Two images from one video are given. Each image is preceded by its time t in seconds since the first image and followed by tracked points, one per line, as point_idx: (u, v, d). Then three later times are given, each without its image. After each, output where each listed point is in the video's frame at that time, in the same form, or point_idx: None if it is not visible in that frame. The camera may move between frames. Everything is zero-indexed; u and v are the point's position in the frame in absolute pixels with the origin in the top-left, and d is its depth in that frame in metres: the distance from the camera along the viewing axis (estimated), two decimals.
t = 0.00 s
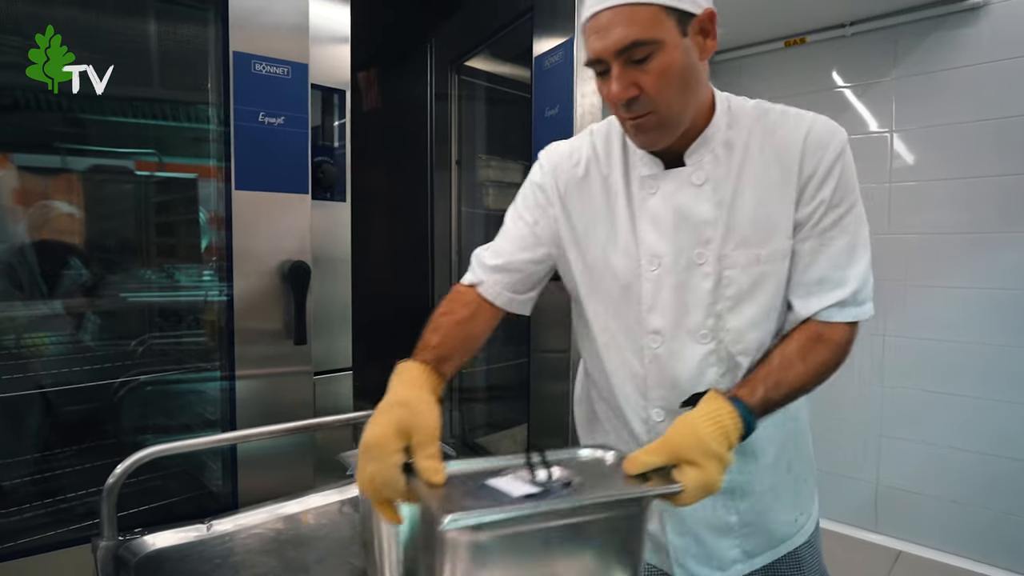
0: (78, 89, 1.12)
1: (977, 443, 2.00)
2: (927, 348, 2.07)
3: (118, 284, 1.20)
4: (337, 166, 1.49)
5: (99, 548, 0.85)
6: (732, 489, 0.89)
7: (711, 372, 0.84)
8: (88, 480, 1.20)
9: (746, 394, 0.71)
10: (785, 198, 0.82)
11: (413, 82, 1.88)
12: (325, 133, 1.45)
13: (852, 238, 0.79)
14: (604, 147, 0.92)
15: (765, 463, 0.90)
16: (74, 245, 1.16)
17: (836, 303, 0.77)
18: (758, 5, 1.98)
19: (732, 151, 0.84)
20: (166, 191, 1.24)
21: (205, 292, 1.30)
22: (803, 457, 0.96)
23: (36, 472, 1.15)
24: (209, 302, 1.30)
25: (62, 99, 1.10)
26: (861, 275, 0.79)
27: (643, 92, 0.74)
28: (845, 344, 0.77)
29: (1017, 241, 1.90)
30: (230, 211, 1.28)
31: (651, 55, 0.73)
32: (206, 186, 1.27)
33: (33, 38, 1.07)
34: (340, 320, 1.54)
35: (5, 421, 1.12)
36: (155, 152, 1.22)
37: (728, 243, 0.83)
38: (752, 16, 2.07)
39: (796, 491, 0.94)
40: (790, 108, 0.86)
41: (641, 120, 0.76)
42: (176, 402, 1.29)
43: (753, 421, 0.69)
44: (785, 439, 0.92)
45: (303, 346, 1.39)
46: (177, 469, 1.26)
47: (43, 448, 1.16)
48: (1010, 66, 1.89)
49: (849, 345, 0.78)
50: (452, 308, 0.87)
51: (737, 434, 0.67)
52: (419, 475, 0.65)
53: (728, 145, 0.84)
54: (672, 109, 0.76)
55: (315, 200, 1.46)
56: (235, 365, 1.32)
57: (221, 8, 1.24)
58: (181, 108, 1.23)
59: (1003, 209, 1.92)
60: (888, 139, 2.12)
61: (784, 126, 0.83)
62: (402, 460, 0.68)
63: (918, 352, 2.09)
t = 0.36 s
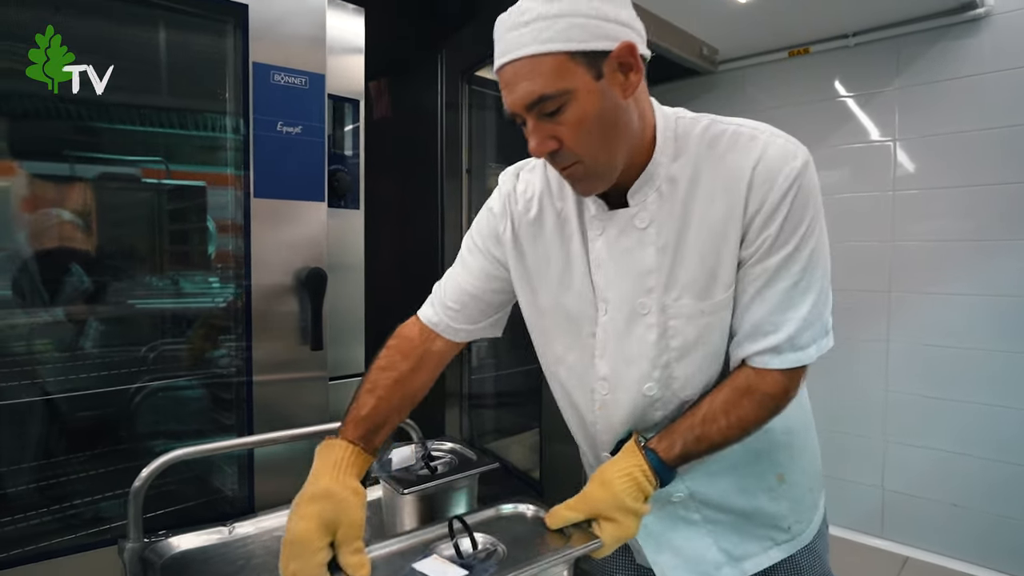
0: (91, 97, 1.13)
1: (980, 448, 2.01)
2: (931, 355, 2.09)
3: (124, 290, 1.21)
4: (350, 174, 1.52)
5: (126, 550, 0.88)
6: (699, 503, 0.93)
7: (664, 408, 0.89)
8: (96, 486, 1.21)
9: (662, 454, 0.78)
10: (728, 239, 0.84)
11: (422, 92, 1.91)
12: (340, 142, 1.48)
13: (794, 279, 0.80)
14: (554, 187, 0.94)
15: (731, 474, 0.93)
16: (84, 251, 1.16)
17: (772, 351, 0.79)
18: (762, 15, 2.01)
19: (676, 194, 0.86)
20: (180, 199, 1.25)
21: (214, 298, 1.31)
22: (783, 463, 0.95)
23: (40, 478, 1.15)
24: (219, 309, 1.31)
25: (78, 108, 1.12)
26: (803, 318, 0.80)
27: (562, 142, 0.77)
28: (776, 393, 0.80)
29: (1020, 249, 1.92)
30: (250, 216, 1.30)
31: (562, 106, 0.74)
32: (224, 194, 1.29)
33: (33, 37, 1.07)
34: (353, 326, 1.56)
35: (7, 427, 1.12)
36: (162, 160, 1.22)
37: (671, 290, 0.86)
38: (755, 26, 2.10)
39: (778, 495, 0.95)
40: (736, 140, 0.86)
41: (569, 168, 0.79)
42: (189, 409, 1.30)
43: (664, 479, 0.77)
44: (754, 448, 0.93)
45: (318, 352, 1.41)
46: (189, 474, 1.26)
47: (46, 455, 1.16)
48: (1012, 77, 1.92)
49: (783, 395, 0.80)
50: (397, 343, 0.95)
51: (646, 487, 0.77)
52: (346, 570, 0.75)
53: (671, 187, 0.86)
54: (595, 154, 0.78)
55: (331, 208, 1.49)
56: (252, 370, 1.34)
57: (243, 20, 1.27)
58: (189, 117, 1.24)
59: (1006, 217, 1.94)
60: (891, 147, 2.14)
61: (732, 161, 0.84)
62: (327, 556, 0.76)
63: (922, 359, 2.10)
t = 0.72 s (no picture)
0: (106, 105, 1.15)
1: (981, 452, 2.04)
2: (934, 359, 2.11)
3: (136, 296, 1.23)
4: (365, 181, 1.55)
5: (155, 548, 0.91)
6: (729, 505, 0.97)
7: (692, 401, 0.92)
8: (103, 490, 1.22)
9: (683, 446, 0.81)
10: (747, 239, 0.86)
11: (433, 101, 1.95)
12: (355, 150, 1.51)
13: (809, 277, 0.82)
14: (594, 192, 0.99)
15: (762, 479, 0.95)
16: (96, 258, 1.18)
17: (788, 345, 0.81)
18: (763, 25, 2.05)
19: (699, 196, 0.89)
20: (193, 207, 1.28)
21: (224, 304, 1.32)
22: (812, 467, 0.96)
23: (45, 484, 1.16)
24: (230, 314, 1.33)
25: (89, 116, 1.14)
26: (819, 314, 0.81)
27: (581, 154, 0.82)
28: (797, 391, 0.80)
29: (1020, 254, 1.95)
30: (268, 224, 1.33)
31: (580, 121, 0.80)
32: (239, 201, 1.32)
33: (33, 38, 1.08)
34: (366, 331, 1.58)
35: (11, 433, 1.13)
36: (170, 168, 1.24)
37: (693, 287, 0.89)
38: (758, 35, 2.14)
39: (808, 498, 0.97)
40: (759, 146, 0.88)
41: (590, 177, 0.85)
42: (200, 412, 1.32)
43: (685, 472, 0.80)
44: (784, 452, 0.94)
45: (334, 356, 1.43)
46: (202, 477, 1.28)
47: (52, 460, 1.17)
48: (1011, 86, 1.95)
49: (805, 393, 0.81)
50: (470, 341, 1.00)
51: (666, 481, 0.80)
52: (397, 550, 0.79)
53: (695, 189, 0.89)
54: (612, 165, 0.83)
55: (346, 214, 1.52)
56: (270, 373, 1.36)
57: (261, 32, 1.30)
58: (196, 125, 1.25)
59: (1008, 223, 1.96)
60: (892, 155, 2.18)
61: (754, 164, 0.87)
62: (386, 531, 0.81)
63: (921, 365, 2.14)
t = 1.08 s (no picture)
0: (114, 112, 1.18)
1: (981, 454, 2.11)
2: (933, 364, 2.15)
3: (142, 301, 1.25)
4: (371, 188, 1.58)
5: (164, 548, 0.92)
6: (779, 487, 0.97)
7: (769, 363, 0.97)
8: (105, 495, 1.22)
9: (803, 409, 0.83)
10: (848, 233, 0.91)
11: (437, 109, 1.98)
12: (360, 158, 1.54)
13: (910, 273, 0.85)
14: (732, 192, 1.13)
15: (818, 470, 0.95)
16: (101, 264, 1.20)
17: (898, 332, 0.83)
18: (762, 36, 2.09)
19: (811, 193, 0.96)
20: (198, 213, 1.30)
21: (228, 309, 1.34)
22: (855, 473, 0.95)
23: (42, 490, 1.15)
24: (234, 320, 1.35)
25: (95, 123, 1.16)
26: (921, 309, 0.83)
27: (700, 149, 1.01)
28: (912, 370, 0.83)
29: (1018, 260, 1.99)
30: (276, 232, 1.36)
31: (702, 123, 0.99)
32: (244, 208, 1.34)
33: (34, 38, 1.10)
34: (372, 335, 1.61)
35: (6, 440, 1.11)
36: (174, 175, 1.26)
37: (796, 267, 0.95)
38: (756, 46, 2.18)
39: (845, 503, 0.95)
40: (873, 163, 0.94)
41: (706, 169, 1.02)
42: (205, 416, 1.34)
43: (806, 432, 0.81)
44: (829, 450, 0.94)
45: (340, 359, 1.45)
46: (206, 481, 1.29)
47: (45, 467, 1.16)
48: (1007, 94, 1.98)
49: (918, 371, 0.84)
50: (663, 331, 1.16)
51: (785, 438, 0.80)
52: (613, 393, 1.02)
53: (805, 187, 0.97)
54: (723, 163, 0.99)
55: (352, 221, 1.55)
56: (277, 378, 1.39)
57: (270, 43, 1.34)
58: (198, 132, 1.28)
59: (1004, 230, 2.01)
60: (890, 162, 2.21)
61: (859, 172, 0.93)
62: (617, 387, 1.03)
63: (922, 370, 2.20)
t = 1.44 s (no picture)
0: (112, 117, 1.19)
1: (972, 460, 2.12)
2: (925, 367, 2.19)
3: (137, 306, 1.25)
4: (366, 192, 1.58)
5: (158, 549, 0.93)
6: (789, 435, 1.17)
7: (777, 333, 1.18)
8: (100, 499, 1.22)
9: (806, 364, 1.01)
10: (843, 224, 1.06)
11: (433, 114, 2.00)
12: (356, 162, 1.55)
13: (890, 259, 0.97)
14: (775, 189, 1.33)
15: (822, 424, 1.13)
16: (98, 268, 1.20)
17: (879, 314, 0.96)
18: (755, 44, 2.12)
19: (815, 187, 1.14)
20: (196, 218, 1.31)
21: (225, 314, 1.35)
22: (859, 435, 1.10)
23: (37, 493, 1.15)
24: (230, 324, 1.36)
25: (93, 129, 1.17)
26: (897, 288, 0.95)
27: (737, 137, 1.22)
28: (901, 342, 0.96)
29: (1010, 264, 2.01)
30: (271, 237, 1.37)
31: (740, 116, 1.21)
32: (241, 213, 1.35)
33: (33, 38, 1.11)
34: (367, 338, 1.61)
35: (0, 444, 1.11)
36: (172, 180, 1.27)
37: (799, 254, 1.13)
38: (750, 54, 2.21)
39: (845, 460, 1.10)
40: (873, 164, 1.08)
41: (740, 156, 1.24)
42: (200, 420, 1.34)
43: (803, 383, 0.99)
44: (834, 413, 1.11)
45: (335, 362, 1.46)
46: (201, 485, 1.29)
47: (40, 470, 1.15)
48: (996, 101, 2.00)
49: (908, 344, 0.96)
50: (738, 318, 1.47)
51: (783, 385, 1.00)
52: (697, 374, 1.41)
53: (812, 183, 1.15)
54: (752, 150, 1.20)
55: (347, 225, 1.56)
56: (271, 381, 1.39)
57: (266, 48, 1.35)
58: (197, 138, 1.28)
59: (996, 235, 2.03)
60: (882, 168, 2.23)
61: (857, 175, 1.07)
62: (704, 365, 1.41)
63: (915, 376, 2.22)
